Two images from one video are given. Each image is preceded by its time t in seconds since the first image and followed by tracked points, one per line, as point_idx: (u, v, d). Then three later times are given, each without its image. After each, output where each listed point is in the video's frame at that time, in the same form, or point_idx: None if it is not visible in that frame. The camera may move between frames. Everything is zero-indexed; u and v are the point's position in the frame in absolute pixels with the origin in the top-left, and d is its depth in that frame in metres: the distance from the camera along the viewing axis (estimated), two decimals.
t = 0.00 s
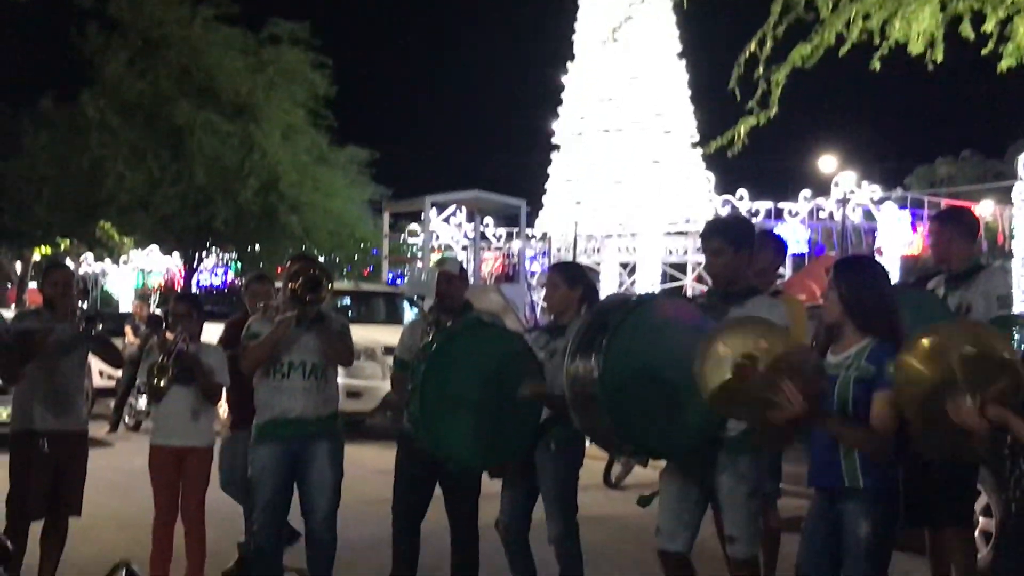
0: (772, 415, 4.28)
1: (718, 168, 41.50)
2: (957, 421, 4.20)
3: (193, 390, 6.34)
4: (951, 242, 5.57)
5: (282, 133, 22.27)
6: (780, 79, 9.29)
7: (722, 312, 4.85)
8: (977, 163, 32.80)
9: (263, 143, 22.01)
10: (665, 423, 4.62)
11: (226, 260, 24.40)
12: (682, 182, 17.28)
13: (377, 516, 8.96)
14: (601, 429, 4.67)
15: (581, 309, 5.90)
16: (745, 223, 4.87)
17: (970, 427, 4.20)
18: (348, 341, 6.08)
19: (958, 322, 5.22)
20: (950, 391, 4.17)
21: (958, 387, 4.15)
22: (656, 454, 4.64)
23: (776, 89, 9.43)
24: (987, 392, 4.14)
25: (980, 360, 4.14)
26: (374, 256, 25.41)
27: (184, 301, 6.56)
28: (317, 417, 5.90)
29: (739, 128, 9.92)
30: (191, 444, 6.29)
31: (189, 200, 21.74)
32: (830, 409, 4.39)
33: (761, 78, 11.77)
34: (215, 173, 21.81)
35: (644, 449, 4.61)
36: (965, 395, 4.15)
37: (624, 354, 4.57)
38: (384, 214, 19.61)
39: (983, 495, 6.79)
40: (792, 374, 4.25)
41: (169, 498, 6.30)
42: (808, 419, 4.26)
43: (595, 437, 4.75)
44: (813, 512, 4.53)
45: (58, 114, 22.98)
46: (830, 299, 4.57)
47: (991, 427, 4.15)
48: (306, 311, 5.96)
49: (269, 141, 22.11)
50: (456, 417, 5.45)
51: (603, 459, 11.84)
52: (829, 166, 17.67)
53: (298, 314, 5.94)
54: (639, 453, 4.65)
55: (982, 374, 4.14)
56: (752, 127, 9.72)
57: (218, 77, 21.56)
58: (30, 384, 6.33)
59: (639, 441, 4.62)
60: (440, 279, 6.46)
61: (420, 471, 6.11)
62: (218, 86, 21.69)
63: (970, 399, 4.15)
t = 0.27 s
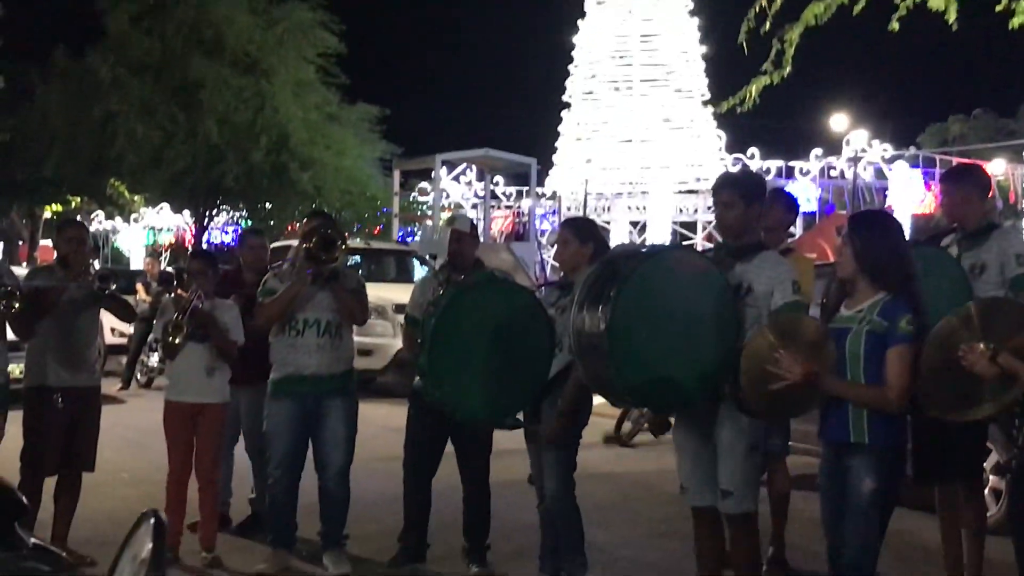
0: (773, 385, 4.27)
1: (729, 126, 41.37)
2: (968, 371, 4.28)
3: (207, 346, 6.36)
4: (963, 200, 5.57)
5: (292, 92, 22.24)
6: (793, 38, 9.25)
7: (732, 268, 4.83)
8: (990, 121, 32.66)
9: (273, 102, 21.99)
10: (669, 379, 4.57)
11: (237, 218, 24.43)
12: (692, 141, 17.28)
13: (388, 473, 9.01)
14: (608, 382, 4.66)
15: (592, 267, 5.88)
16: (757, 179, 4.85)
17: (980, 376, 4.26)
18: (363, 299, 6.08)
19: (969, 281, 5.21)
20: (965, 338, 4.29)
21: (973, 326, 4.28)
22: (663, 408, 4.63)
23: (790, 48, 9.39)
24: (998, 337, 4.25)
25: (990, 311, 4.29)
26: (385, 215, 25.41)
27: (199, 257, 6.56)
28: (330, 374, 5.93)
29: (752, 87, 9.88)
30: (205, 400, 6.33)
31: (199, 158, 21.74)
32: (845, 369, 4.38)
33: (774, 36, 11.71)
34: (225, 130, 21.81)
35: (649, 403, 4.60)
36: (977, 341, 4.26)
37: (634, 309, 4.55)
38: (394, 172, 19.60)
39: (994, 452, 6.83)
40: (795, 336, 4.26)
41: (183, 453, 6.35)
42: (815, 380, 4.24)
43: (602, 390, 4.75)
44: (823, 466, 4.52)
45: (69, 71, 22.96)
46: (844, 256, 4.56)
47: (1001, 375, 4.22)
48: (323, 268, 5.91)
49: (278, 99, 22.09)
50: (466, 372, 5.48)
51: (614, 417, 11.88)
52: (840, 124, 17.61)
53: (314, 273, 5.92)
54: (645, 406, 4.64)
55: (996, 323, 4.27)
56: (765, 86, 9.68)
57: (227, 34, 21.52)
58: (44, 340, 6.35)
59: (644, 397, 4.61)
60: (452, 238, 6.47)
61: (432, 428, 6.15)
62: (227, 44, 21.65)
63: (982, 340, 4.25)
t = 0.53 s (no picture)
0: (804, 390, 4.31)
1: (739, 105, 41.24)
2: (986, 354, 4.36)
3: (220, 324, 6.37)
4: (978, 180, 5.54)
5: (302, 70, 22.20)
6: (807, 17, 9.21)
7: (743, 247, 4.82)
8: (1001, 99, 32.53)
9: (283, 80, 21.97)
10: (679, 359, 4.58)
11: (246, 197, 24.43)
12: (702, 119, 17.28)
13: (401, 451, 9.02)
14: (619, 362, 4.67)
15: (604, 247, 5.84)
16: (769, 156, 4.84)
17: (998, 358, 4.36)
18: (376, 279, 6.06)
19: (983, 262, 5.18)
20: (982, 323, 4.34)
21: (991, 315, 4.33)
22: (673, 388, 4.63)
23: (803, 26, 9.34)
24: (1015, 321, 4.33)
25: (1008, 296, 4.35)
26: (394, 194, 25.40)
27: (213, 235, 6.55)
28: (342, 352, 5.94)
29: (765, 67, 9.84)
30: (217, 379, 6.34)
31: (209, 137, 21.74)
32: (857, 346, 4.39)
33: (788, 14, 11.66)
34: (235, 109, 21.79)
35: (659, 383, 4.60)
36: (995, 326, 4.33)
37: (644, 290, 4.55)
38: (404, 151, 19.58)
39: (1006, 430, 6.83)
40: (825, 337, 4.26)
41: (196, 430, 6.37)
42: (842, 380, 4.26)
43: (613, 369, 4.75)
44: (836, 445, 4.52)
45: (78, 50, 22.94)
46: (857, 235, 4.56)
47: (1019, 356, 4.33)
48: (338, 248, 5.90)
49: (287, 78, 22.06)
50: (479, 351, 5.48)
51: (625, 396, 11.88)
52: (851, 103, 17.56)
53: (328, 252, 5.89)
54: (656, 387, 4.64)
55: (1014, 308, 4.33)
56: (778, 65, 9.64)
57: (237, 13, 21.48)
58: (56, 318, 6.36)
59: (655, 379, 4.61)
60: (464, 217, 6.45)
61: (442, 406, 6.15)
62: (237, 23, 21.61)
63: (1000, 326, 4.33)
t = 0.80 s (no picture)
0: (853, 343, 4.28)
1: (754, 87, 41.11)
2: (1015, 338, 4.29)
3: (240, 308, 6.37)
4: (1001, 161, 5.52)
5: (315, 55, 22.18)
6: None
7: (765, 230, 4.82)
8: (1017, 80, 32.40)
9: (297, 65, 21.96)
10: (707, 344, 4.63)
11: (261, 182, 24.45)
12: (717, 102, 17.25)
13: (419, 435, 9.03)
14: (644, 347, 4.71)
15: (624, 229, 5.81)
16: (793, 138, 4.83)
17: None
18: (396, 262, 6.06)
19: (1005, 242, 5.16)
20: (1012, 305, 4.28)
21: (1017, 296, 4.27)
22: (696, 372, 4.67)
23: (822, 10, 9.30)
24: None
25: None
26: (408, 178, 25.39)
27: (234, 219, 6.55)
28: (362, 335, 5.95)
29: (784, 50, 9.80)
30: (238, 362, 6.36)
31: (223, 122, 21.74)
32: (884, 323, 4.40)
33: None
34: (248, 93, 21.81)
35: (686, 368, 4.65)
36: None
37: (670, 277, 4.60)
38: (419, 135, 19.57)
39: None
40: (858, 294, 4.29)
41: (217, 415, 6.39)
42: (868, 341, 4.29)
43: (638, 354, 4.79)
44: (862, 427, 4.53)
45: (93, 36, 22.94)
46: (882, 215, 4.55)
47: None
48: (359, 232, 5.89)
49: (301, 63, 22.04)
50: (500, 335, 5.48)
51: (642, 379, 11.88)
52: (867, 85, 17.49)
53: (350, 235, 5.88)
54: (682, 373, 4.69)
55: None
56: (797, 48, 9.60)
57: None
58: (75, 304, 6.36)
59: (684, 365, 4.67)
60: (484, 199, 6.45)
61: (462, 388, 6.16)
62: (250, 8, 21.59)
63: None
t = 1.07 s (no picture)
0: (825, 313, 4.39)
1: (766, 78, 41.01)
2: None
3: (255, 301, 6.35)
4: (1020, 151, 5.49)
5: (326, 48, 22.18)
6: None
7: (783, 222, 4.80)
8: None
9: (307, 58, 21.96)
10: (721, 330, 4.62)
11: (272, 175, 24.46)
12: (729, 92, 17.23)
13: (435, 427, 9.04)
14: (658, 334, 4.69)
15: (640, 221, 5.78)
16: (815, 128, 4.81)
17: None
18: (411, 256, 6.04)
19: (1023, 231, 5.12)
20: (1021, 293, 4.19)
21: None
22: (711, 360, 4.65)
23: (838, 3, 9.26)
24: None
25: None
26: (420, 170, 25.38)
27: (252, 212, 6.53)
28: (378, 328, 5.94)
29: (800, 44, 9.77)
30: (255, 355, 6.37)
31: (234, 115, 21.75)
32: (902, 316, 4.37)
33: None
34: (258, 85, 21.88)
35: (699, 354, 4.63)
36: None
37: (684, 262, 4.57)
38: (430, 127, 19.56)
39: None
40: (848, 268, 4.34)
41: (234, 407, 6.42)
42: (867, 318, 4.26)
43: (652, 342, 4.77)
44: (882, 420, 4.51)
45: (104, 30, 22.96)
46: (902, 205, 4.53)
47: None
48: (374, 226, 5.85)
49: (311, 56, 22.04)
50: (515, 327, 5.47)
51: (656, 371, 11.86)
52: (880, 75, 17.43)
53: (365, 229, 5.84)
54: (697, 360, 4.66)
55: None
56: (812, 42, 9.57)
57: None
58: (92, 298, 6.36)
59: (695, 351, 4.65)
60: (500, 191, 6.42)
61: (478, 381, 6.16)
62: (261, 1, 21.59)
63: None
